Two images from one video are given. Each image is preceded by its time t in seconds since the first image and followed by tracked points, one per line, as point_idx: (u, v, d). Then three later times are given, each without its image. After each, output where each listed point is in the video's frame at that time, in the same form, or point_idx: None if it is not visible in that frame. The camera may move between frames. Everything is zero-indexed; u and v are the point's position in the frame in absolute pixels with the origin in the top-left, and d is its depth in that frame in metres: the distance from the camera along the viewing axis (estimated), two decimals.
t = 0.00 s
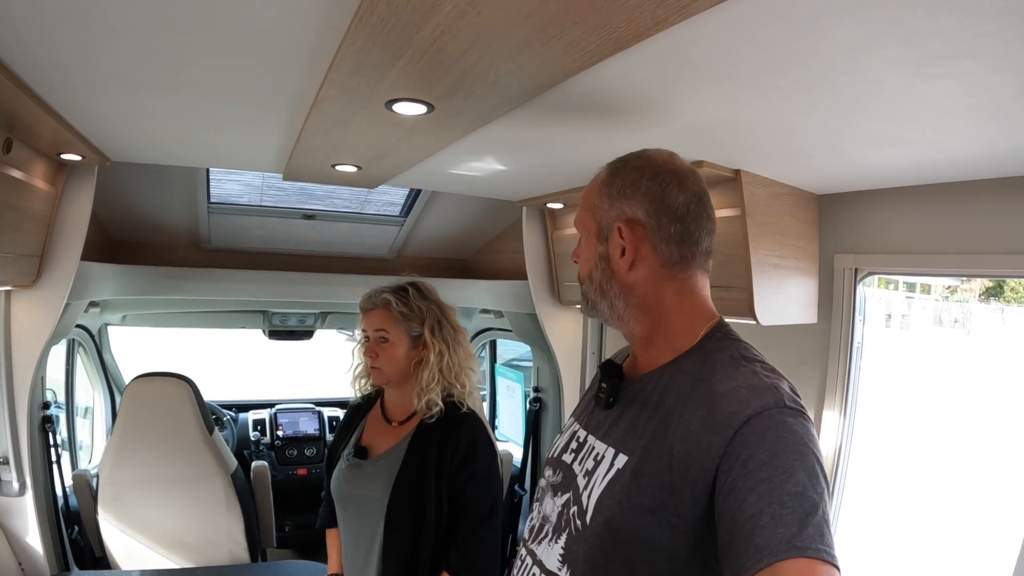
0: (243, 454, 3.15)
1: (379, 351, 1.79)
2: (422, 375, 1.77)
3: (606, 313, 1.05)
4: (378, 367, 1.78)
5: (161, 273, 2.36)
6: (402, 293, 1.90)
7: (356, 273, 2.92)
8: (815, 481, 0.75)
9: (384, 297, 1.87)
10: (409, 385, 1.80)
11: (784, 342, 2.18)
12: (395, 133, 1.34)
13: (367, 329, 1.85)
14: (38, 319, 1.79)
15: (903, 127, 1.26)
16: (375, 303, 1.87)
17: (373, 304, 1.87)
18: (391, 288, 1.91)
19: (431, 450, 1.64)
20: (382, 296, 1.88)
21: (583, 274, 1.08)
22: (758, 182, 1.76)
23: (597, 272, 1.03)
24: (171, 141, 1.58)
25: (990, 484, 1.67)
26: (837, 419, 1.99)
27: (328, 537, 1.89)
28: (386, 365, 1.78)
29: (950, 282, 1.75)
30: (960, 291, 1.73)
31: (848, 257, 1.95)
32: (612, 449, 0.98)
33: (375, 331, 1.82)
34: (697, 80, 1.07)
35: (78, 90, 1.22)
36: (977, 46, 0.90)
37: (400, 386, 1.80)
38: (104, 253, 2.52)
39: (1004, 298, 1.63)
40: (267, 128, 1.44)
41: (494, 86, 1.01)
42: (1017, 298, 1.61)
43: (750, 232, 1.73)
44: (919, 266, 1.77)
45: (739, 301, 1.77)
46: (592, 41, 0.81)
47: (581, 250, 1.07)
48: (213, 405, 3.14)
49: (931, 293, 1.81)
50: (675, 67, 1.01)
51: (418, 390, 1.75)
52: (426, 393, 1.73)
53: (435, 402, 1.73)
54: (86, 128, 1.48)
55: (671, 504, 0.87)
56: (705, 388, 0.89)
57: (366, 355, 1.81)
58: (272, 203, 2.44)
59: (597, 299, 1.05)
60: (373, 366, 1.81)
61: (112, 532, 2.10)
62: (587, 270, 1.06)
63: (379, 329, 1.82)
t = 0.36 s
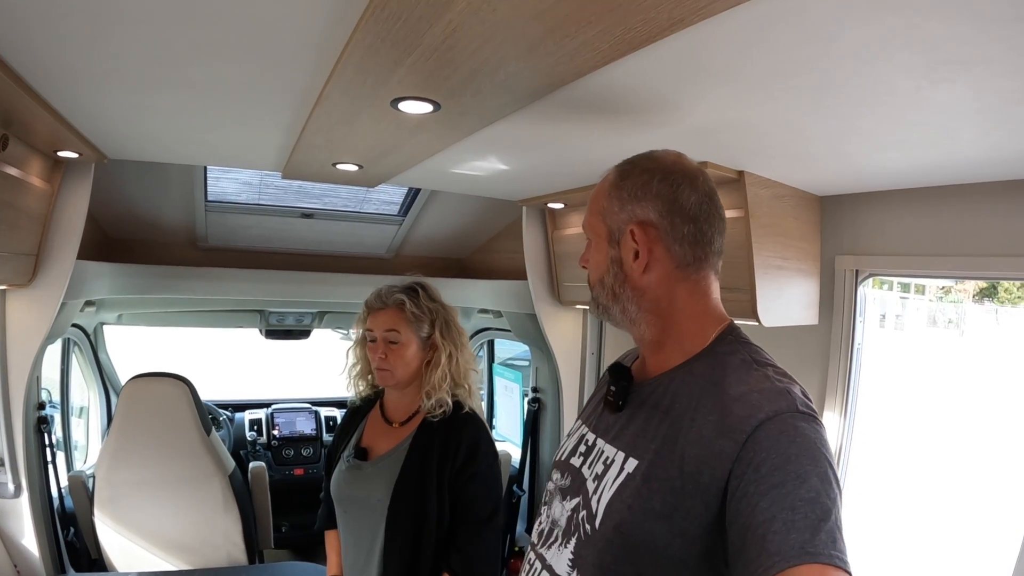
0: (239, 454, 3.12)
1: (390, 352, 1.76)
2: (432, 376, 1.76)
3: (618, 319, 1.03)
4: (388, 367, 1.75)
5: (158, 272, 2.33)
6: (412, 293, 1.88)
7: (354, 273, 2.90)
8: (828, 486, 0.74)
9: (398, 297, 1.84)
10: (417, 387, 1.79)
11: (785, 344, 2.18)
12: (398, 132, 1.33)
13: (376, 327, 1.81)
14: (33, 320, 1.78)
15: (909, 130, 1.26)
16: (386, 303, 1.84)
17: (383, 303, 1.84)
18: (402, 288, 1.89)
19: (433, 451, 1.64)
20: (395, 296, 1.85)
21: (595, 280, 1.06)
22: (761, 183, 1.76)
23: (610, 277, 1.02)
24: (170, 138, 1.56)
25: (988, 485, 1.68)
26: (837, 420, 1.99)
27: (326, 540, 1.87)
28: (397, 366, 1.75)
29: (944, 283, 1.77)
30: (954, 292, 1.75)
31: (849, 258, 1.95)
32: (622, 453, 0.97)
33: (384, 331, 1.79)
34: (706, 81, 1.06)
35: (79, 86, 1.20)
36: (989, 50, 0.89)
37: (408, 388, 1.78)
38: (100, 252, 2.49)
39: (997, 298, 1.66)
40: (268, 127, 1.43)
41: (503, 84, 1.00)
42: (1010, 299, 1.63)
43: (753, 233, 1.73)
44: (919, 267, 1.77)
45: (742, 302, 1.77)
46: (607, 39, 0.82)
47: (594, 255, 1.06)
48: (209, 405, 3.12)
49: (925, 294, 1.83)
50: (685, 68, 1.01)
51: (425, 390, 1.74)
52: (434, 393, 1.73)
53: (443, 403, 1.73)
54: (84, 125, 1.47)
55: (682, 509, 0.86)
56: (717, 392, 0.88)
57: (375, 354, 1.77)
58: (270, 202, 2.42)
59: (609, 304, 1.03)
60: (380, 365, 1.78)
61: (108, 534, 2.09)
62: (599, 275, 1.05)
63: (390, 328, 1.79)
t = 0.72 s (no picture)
0: (234, 453, 3.10)
1: (399, 349, 1.74)
2: (435, 373, 1.77)
3: (620, 319, 1.03)
4: (395, 364, 1.74)
5: (154, 269, 2.31)
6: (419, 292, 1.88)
7: (351, 271, 2.89)
8: (831, 486, 0.74)
9: (408, 295, 1.83)
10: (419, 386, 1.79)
11: (781, 344, 2.18)
12: (397, 129, 1.33)
13: (381, 324, 1.78)
14: (27, 316, 1.77)
15: (907, 131, 1.27)
16: (394, 300, 1.82)
17: (388, 300, 1.82)
18: (406, 285, 1.87)
19: (430, 449, 1.63)
20: (405, 293, 1.84)
21: (595, 280, 1.06)
22: (760, 183, 1.76)
23: (610, 277, 1.02)
24: (167, 135, 1.56)
25: (984, 484, 1.69)
26: (834, 418, 2.00)
27: (322, 540, 1.86)
28: (405, 364, 1.74)
29: (939, 283, 1.78)
30: (948, 293, 1.76)
31: (845, 258, 1.96)
32: (623, 452, 0.97)
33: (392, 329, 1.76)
34: (706, 81, 1.07)
35: (76, 81, 1.20)
36: (990, 51, 0.89)
37: (411, 386, 1.77)
38: (95, 249, 2.48)
39: (992, 300, 1.66)
40: (267, 123, 1.42)
41: (504, 81, 1.00)
42: (1004, 299, 1.64)
43: (751, 233, 1.73)
44: (915, 267, 1.78)
45: (740, 302, 1.77)
46: (610, 37, 0.82)
47: (593, 256, 1.06)
48: (204, 403, 3.11)
49: (919, 294, 1.83)
50: (686, 67, 1.01)
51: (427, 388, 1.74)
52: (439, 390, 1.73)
53: (446, 399, 1.74)
54: (81, 121, 1.46)
55: (684, 508, 0.86)
56: (719, 390, 0.88)
57: (383, 351, 1.75)
58: (266, 199, 2.41)
59: (611, 304, 1.03)
60: (384, 363, 1.75)
61: (103, 533, 2.09)
62: (600, 275, 1.04)
63: (396, 326, 1.77)
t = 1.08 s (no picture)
0: (228, 452, 3.12)
1: (417, 350, 1.75)
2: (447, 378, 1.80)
3: (618, 320, 1.03)
4: (413, 364, 1.73)
5: (147, 267, 2.30)
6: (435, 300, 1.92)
7: (346, 270, 2.88)
8: (829, 488, 0.73)
9: (429, 299, 1.87)
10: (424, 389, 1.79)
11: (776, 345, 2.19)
12: (395, 128, 1.32)
13: (400, 323, 1.78)
14: (19, 314, 1.75)
15: (905, 134, 1.27)
16: (415, 302, 1.84)
17: (407, 301, 1.83)
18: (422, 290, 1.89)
19: (432, 449, 1.62)
20: (427, 296, 1.87)
21: (593, 281, 1.06)
22: (757, 184, 1.76)
23: (609, 277, 1.01)
24: (162, 133, 1.55)
25: (976, 484, 1.70)
26: (828, 420, 2.00)
27: (318, 540, 1.84)
28: (421, 365, 1.75)
29: (932, 284, 1.79)
30: (942, 293, 1.77)
31: (841, 260, 1.96)
32: (620, 454, 0.97)
33: (412, 329, 1.77)
34: (707, 82, 1.06)
35: (70, 78, 1.18)
36: (990, 56, 0.89)
37: (419, 389, 1.77)
38: (88, 247, 2.47)
39: (984, 300, 1.68)
40: (263, 121, 1.41)
41: (503, 81, 1.00)
42: (997, 300, 1.66)
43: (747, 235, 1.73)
44: (911, 269, 1.78)
45: (736, 303, 1.77)
46: (612, 38, 0.82)
47: (593, 257, 1.05)
48: (198, 402, 3.09)
49: (912, 294, 1.84)
50: (687, 69, 1.00)
51: (435, 387, 1.76)
52: (449, 390, 1.77)
53: (453, 400, 1.78)
54: (75, 119, 1.45)
55: (680, 510, 0.86)
56: (717, 393, 0.88)
57: (402, 350, 1.74)
58: (260, 198, 2.40)
59: (610, 305, 1.03)
60: (399, 361, 1.73)
61: (96, 533, 2.07)
62: (599, 276, 1.04)
63: (415, 327, 1.78)
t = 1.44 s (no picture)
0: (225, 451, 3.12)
1: (435, 354, 1.73)
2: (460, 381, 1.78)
3: (620, 318, 1.02)
4: (431, 368, 1.70)
5: (145, 265, 2.29)
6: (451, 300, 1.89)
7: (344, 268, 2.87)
8: (832, 486, 0.73)
9: (448, 301, 1.83)
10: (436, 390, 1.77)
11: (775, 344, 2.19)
12: (395, 125, 1.31)
13: (419, 325, 1.75)
14: (16, 312, 1.74)
15: (905, 134, 1.27)
16: (435, 304, 1.81)
17: (427, 303, 1.79)
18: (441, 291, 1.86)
19: (442, 448, 1.61)
20: (445, 298, 1.84)
21: (594, 280, 1.05)
22: (756, 184, 1.76)
23: (610, 276, 1.01)
24: (160, 130, 1.54)
25: (972, 484, 1.71)
26: (828, 419, 2.00)
27: (319, 540, 1.82)
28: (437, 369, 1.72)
29: (929, 285, 1.79)
30: (938, 293, 1.77)
31: (841, 259, 1.96)
32: (621, 452, 0.97)
33: (430, 332, 1.75)
34: (708, 81, 1.06)
35: (68, 74, 1.18)
36: (992, 56, 0.89)
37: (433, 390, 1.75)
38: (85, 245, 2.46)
39: (981, 300, 1.68)
40: (263, 118, 1.40)
41: (505, 78, 1.00)
42: (993, 301, 1.66)
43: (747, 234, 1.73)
44: (909, 269, 1.79)
45: (736, 303, 1.77)
46: (615, 35, 0.82)
47: (594, 255, 1.05)
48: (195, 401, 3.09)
49: (909, 294, 1.84)
50: (690, 67, 1.00)
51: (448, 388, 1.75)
52: (462, 391, 1.76)
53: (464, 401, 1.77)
54: (73, 115, 1.44)
55: (681, 508, 0.86)
56: (718, 391, 0.88)
57: (421, 353, 1.70)
58: (258, 195, 2.39)
59: (610, 303, 1.02)
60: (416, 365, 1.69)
61: (92, 533, 2.06)
62: (600, 274, 1.03)
63: (433, 330, 1.76)
